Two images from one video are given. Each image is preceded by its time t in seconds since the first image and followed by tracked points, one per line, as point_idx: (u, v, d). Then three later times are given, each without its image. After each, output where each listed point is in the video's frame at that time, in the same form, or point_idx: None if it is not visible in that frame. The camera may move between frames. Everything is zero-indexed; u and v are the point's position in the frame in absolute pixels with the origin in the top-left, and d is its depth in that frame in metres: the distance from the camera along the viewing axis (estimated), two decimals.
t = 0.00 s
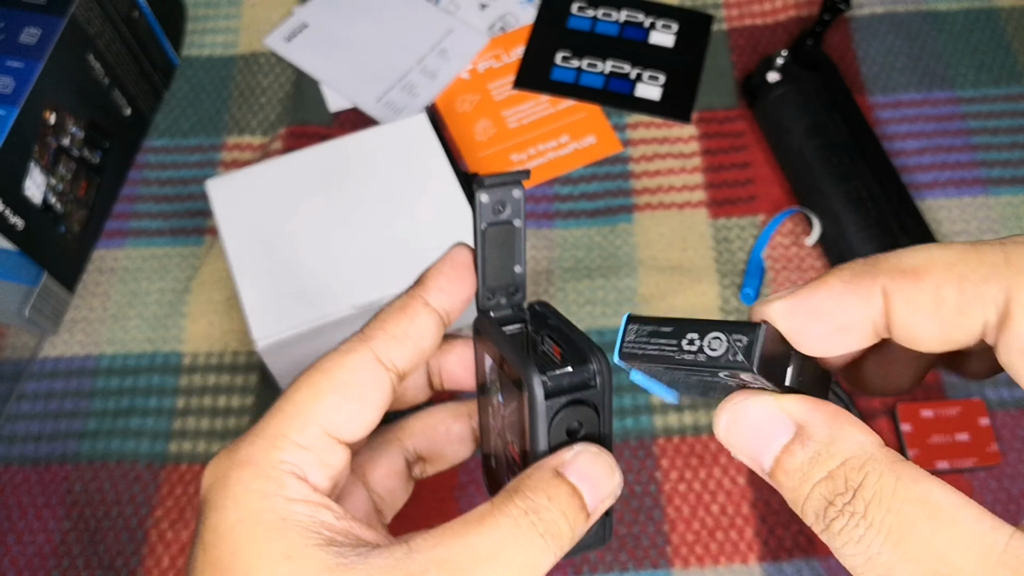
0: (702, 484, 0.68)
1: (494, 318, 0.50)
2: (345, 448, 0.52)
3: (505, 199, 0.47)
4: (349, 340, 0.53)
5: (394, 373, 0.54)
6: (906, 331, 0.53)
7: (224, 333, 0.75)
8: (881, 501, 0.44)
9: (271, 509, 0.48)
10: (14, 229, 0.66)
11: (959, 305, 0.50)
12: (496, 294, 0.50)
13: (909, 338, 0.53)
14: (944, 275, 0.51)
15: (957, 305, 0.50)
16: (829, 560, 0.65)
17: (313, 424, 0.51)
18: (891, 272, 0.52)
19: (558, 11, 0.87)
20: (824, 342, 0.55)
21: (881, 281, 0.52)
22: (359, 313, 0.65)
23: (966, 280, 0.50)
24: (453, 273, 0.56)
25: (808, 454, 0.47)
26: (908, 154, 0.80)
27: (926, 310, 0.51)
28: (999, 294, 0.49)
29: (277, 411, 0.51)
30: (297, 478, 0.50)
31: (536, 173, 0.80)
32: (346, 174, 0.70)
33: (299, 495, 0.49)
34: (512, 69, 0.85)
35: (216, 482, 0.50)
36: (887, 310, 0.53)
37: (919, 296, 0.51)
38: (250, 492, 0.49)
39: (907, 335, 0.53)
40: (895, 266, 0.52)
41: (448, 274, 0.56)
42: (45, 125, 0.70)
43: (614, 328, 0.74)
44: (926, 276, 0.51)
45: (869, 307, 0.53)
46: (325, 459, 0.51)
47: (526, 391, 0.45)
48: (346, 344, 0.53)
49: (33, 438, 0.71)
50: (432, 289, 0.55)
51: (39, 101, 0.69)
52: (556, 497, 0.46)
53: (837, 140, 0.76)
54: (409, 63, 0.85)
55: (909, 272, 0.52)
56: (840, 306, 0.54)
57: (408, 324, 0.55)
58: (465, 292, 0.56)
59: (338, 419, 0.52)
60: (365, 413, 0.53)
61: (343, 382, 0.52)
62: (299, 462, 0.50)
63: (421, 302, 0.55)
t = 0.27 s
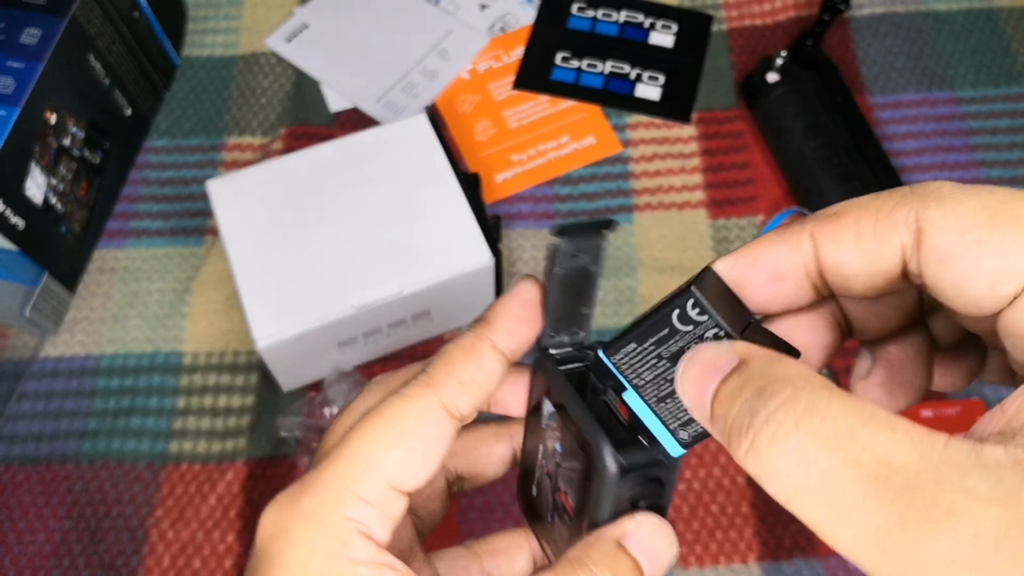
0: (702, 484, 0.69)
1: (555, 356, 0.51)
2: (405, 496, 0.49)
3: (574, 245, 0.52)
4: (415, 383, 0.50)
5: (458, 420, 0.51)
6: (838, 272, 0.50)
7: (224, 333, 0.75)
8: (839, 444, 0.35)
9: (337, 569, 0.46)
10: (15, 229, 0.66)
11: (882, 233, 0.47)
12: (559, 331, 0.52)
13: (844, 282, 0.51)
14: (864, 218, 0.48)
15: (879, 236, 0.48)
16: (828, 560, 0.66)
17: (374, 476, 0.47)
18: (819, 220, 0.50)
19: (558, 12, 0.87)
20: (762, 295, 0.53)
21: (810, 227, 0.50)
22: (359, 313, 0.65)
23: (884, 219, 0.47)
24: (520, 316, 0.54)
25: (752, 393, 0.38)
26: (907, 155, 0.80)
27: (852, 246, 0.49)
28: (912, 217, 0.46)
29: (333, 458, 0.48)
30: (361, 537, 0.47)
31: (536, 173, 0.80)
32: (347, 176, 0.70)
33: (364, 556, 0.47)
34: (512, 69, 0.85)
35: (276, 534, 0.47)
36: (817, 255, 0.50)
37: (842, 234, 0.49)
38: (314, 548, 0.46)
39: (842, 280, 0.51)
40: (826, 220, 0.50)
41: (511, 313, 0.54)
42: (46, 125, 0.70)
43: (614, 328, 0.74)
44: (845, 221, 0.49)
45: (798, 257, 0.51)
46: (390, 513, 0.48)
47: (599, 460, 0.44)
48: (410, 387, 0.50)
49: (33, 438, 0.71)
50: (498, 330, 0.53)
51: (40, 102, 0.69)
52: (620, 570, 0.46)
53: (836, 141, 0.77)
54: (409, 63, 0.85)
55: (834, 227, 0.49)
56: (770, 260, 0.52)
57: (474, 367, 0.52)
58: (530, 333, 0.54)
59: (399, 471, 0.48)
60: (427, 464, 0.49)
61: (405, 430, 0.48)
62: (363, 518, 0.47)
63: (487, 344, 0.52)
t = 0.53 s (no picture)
0: (701, 483, 0.69)
1: (584, 367, 0.48)
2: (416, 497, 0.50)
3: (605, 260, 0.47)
4: (427, 389, 0.52)
5: (470, 425, 0.52)
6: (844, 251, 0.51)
7: (225, 332, 0.75)
8: (838, 374, 0.35)
9: (331, 557, 0.46)
10: (16, 229, 0.66)
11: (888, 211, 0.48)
12: (588, 341, 0.48)
13: (850, 260, 0.51)
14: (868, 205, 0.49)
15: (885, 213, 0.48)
16: (827, 559, 0.66)
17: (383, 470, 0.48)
18: (829, 203, 0.50)
19: (558, 12, 0.87)
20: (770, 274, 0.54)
21: (819, 208, 0.51)
22: (360, 313, 0.65)
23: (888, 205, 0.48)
24: (541, 325, 0.54)
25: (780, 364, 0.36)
26: (907, 155, 0.80)
27: (860, 224, 0.49)
28: (918, 197, 0.46)
29: (350, 459, 0.49)
30: (364, 527, 0.47)
31: (536, 173, 0.81)
32: (348, 176, 0.70)
33: (364, 544, 0.47)
34: (511, 69, 0.86)
35: (292, 522, 0.48)
36: (824, 233, 0.51)
37: (849, 214, 0.49)
38: (316, 534, 0.47)
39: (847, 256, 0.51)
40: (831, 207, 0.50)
41: (534, 322, 0.54)
42: (47, 125, 0.70)
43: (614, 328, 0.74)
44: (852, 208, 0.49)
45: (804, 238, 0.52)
46: (395, 509, 0.48)
47: (596, 460, 0.44)
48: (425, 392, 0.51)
49: (34, 438, 0.71)
50: (519, 341, 0.54)
51: (40, 102, 0.69)
52: (612, 565, 0.42)
53: (836, 140, 0.77)
54: (409, 63, 0.85)
55: (837, 211, 0.50)
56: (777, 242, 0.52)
57: (489, 376, 0.53)
58: (555, 344, 0.54)
59: (408, 469, 0.49)
60: (435, 464, 0.50)
61: (415, 432, 0.49)
62: (368, 512, 0.48)
63: (504, 352, 0.54)
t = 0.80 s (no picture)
0: (701, 483, 0.69)
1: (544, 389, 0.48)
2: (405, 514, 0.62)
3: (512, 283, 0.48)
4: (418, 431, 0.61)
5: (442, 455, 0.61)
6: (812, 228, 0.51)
7: (225, 332, 0.75)
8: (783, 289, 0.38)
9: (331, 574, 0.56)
10: (16, 229, 0.66)
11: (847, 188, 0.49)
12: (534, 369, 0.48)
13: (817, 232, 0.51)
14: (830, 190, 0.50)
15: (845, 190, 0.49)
16: (827, 559, 0.66)
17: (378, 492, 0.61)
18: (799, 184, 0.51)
19: (558, 12, 0.87)
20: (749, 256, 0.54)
21: (793, 188, 0.52)
22: (360, 313, 0.65)
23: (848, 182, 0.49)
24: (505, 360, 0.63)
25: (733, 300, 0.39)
26: (907, 155, 0.80)
27: (824, 199, 0.50)
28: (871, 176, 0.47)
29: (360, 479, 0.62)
30: (346, 530, 0.60)
31: (536, 173, 0.81)
32: (347, 176, 0.70)
33: (343, 544, 0.59)
34: (511, 70, 0.86)
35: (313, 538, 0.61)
36: (794, 211, 0.51)
37: (814, 189, 0.50)
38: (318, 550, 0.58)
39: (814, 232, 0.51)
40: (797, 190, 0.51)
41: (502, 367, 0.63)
42: (47, 125, 0.70)
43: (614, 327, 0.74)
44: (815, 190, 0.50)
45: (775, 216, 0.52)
46: (375, 518, 0.61)
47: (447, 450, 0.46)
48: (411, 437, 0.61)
49: (34, 438, 0.71)
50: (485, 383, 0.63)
51: (41, 102, 0.69)
52: (409, 534, 0.44)
53: (836, 141, 0.77)
54: (409, 63, 0.85)
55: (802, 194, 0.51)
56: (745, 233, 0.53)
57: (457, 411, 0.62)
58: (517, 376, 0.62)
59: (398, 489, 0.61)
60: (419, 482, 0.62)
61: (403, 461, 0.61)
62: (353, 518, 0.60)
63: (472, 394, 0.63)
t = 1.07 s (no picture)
0: (700, 482, 0.69)
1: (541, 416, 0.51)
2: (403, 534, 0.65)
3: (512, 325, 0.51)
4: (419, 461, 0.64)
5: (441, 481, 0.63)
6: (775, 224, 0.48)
7: (226, 332, 0.75)
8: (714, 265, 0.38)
9: None
10: (18, 229, 0.66)
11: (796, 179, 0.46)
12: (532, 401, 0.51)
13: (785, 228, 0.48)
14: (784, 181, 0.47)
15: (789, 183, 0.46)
16: (826, 558, 0.66)
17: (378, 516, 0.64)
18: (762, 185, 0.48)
19: (558, 13, 0.88)
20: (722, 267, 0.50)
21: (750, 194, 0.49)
22: (360, 313, 0.66)
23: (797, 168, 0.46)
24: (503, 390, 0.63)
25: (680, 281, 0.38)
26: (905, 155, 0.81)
27: (784, 194, 0.47)
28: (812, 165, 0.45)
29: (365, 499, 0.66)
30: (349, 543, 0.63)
31: (536, 173, 0.81)
32: (348, 176, 0.70)
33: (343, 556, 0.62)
34: (511, 70, 0.86)
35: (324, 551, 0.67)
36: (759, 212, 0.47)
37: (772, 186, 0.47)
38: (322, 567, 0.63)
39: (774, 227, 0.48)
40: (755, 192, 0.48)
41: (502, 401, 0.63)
42: (49, 125, 0.70)
43: (614, 327, 0.75)
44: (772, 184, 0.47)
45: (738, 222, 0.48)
46: (378, 539, 0.63)
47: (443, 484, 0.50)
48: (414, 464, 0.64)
49: (36, 437, 0.71)
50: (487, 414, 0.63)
51: (43, 103, 0.69)
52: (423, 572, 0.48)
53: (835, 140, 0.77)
54: (409, 64, 0.86)
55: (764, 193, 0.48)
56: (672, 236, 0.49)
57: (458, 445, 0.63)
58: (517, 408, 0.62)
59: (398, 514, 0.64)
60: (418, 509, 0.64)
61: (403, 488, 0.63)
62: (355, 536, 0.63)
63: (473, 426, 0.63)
